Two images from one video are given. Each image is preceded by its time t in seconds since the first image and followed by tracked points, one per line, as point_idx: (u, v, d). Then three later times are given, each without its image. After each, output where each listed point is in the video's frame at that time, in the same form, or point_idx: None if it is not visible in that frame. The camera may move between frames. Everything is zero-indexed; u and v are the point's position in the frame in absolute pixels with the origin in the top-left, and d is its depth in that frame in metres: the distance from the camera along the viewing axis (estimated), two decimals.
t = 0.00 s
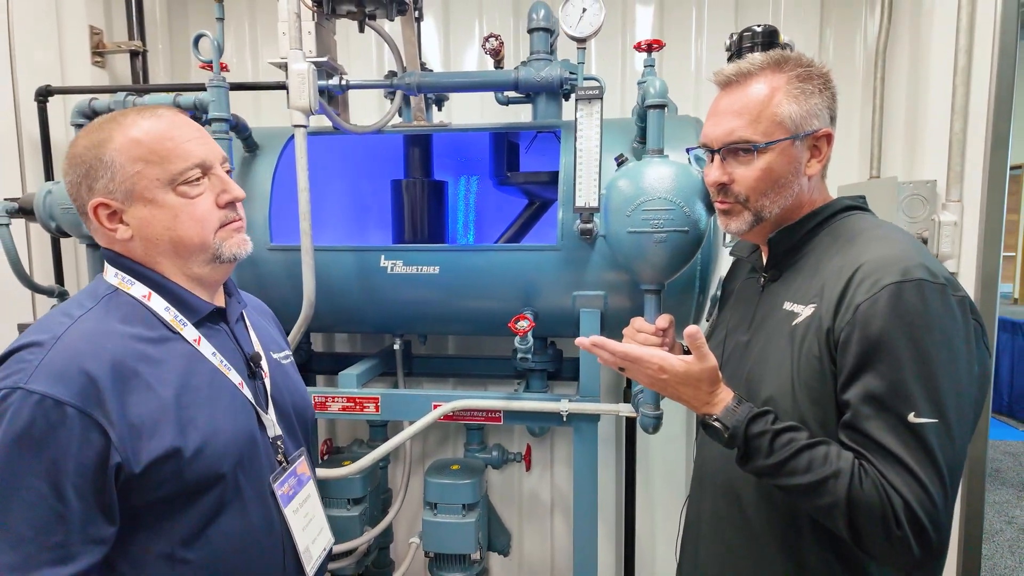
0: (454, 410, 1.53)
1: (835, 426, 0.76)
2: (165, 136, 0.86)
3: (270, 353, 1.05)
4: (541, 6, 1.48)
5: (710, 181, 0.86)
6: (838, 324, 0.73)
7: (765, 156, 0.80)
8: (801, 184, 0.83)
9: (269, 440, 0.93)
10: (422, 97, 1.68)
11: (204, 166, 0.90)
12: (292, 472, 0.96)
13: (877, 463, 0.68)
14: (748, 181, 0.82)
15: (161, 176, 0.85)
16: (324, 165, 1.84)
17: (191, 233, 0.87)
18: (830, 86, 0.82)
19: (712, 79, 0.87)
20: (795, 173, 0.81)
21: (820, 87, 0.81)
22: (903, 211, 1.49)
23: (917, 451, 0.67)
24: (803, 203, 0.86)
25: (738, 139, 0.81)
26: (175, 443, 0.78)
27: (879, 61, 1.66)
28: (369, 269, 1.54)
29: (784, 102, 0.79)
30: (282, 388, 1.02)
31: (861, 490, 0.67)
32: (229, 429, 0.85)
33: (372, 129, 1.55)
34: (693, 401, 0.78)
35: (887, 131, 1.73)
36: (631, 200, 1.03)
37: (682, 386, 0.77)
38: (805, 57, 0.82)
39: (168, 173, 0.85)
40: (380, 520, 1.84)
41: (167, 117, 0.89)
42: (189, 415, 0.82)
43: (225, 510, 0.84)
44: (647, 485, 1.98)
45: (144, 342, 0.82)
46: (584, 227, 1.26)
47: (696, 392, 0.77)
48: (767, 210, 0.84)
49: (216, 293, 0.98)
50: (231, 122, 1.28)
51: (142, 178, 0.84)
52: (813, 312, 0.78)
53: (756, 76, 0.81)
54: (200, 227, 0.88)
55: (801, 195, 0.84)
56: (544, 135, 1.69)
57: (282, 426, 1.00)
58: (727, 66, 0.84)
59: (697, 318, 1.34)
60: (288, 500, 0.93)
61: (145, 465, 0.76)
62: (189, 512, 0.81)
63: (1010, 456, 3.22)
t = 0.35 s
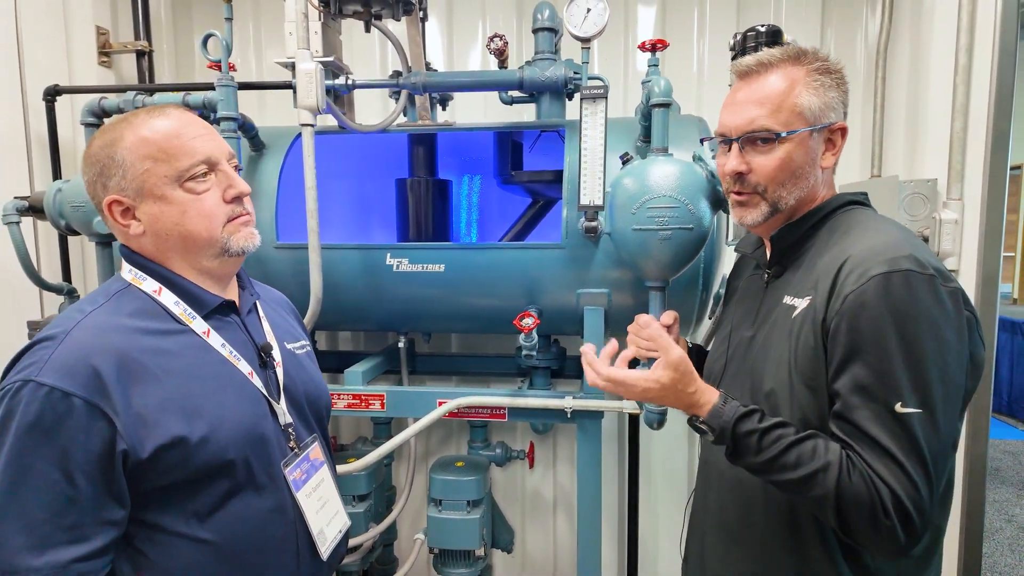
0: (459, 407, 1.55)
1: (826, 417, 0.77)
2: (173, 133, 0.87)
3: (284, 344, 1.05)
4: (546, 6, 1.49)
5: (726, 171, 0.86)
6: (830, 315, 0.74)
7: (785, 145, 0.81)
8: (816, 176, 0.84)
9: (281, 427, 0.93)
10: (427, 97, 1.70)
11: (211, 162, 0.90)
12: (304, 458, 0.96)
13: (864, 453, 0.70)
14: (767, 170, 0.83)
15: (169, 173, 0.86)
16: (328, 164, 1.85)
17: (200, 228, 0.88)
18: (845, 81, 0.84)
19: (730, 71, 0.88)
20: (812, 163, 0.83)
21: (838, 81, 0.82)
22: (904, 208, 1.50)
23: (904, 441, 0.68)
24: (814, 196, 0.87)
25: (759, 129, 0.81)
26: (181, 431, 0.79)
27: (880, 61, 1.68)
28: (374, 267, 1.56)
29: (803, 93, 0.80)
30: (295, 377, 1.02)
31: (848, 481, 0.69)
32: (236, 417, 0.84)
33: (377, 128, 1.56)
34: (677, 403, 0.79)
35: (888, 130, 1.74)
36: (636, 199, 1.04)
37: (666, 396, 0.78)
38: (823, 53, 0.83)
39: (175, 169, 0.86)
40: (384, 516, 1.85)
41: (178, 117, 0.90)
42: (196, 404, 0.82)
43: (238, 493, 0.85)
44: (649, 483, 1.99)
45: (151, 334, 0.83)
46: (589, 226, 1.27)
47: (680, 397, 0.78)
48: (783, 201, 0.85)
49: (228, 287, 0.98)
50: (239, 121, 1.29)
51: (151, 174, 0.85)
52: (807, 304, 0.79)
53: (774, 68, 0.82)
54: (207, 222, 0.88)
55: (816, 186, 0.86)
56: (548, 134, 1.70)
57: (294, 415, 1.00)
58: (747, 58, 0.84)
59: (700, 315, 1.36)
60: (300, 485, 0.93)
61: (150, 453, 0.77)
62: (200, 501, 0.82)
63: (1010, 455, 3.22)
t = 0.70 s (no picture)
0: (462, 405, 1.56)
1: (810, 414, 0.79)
2: (179, 133, 0.89)
3: (289, 339, 1.07)
4: (547, 8, 1.51)
5: (727, 155, 0.89)
6: (812, 312, 0.76)
7: (784, 138, 0.83)
8: (813, 174, 0.85)
9: (286, 418, 0.94)
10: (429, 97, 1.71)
11: (216, 160, 0.91)
12: (309, 448, 0.98)
13: (840, 451, 0.71)
14: (764, 160, 0.85)
15: (175, 171, 0.88)
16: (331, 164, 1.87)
17: (206, 225, 0.89)
18: (860, 86, 0.84)
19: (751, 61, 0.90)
20: (810, 160, 0.84)
21: (851, 85, 0.83)
22: (901, 209, 1.51)
23: (880, 441, 0.70)
24: (809, 193, 0.89)
25: (762, 117, 0.83)
26: (186, 418, 0.80)
27: (878, 61, 1.69)
28: (378, 266, 1.57)
29: (811, 89, 0.81)
30: (300, 371, 1.04)
31: (822, 478, 0.71)
32: (241, 405, 0.86)
33: (380, 129, 1.58)
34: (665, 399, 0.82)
35: (886, 130, 1.75)
36: (636, 198, 1.06)
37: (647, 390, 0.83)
38: (842, 54, 0.84)
39: (182, 168, 0.88)
40: (387, 514, 1.87)
41: (185, 118, 0.92)
42: (203, 392, 0.83)
43: (244, 478, 0.86)
44: (649, 482, 2.00)
45: (160, 325, 0.85)
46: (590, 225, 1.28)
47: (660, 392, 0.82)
48: (776, 192, 0.86)
49: (236, 282, 1.00)
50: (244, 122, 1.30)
51: (159, 174, 0.87)
52: (795, 302, 0.81)
53: (790, 62, 0.83)
54: (213, 218, 0.90)
55: (812, 184, 0.87)
56: (549, 135, 1.72)
57: (300, 407, 1.02)
58: (767, 50, 0.86)
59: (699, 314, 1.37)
60: (305, 473, 0.94)
61: (158, 438, 0.78)
62: (205, 489, 0.83)
63: (1009, 455, 3.23)
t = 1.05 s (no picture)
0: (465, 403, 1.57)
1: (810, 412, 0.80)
2: (194, 137, 0.91)
3: (294, 337, 1.09)
4: (549, 11, 1.52)
5: (724, 162, 0.91)
6: (813, 310, 0.78)
7: (779, 142, 0.85)
8: (811, 175, 0.87)
9: (291, 414, 0.96)
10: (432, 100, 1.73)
11: (229, 164, 0.94)
12: (313, 443, 1.00)
13: (839, 448, 0.73)
14: (762, 165, 0.87)
15: (190, 173, 0.89)
16: (335, 165, 1.89)
17: (218, 226, 0.91)
18: (853, 87, 0.86)
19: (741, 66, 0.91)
20: (807, 162, 0.86)
21: (844, 85, 0.85)
22: (900, 210, 1.53)
23: (879, 438, 0.71)
24: (808, 194, 0.90)
25: (757, 124, 0.85)
26: (198, 411, 0.82)
27: (877, 63, 1.71)
28: (382, 266, 1.59)
29: (805, 93, 0.83)
30: (305, 368, 1.06)
31: (821, 473, 0.72)
32: (249, 400, 0.88)
33: (384, 131, 1.60)
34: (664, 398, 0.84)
35: (885, 132, 1.77)
36: (638, 198, 1.08)
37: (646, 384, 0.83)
38: (833, 55, 0.85)
39: (196, 170, 0.90)
40: (390, 512, 1.88)
41: (200, 121, 0.94)
42: (213, 386, 0.85)
43: (250, 474, 0.88)
44: (650, 481, 2.01)
45: (171, 322, 0.87)
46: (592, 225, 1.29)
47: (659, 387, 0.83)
48: (775, 195, 0.88)
49: (242, 281, 1.02)
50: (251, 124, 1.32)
51: (173, 174, 0.89)
52: (796, 302, 0.82)
53: (781, 66, 0.85)
54: (224, 220, 0.92)
55: (810, 185, 0.89)
56: (551, 136, 1.73)
57: (305, 403, 1.04)
58: (757, 55, 0.88)
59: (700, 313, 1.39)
60: (309, 468, 0.96)
61: (172, 429, 0.80)
62: (217, 483, 0.85)
63: (1008, 455, 3.25)
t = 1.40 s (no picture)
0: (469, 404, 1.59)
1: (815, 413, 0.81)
2: (202, 141, 0.92)
3: (300, 338, 1.10)
4: (552, 15, 1.53)
5: (722, 168, 0.92)
6: (815, 311, 0.78)
7: (776, 147, 0.86)
8: (810, 178, 0.88)
9: (298, 413, 0.97)
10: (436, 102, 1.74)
11: (236, 167, 0.95)
12: (320, 442, 1.01)
13: (848, 448, 0.73)
14: (759, 170, 0.88)
15: (197, 176, 0.91)
16: (339, 167, 1.90)
17: (224, 228, 0.92)
18: (848, 89, 0.86)
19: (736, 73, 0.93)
20: (804, 166, 0.87)
21: (838, 88, 0.85)
22: (901, 211, 1.54)
23: (886, 437, 0.72)
24: (807, 197, 0.91)
25: (752, 130, 0.86)
26: (207, 409, 0.83)
27: (878, 66, 1.71)
28: (386, 267, 1.60)
29: (799, 98, 0.84)
30: (311, 368, 1.07)
31: (832, 474, 0.72)
32: (257, 398, 0.89)
33: (388, 133, 1.61)
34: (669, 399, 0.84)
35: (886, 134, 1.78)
36: (641, 201, 1.08)
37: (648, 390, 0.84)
38: (828, 59, 0.86)
39: (203, 174, 0.91)
40: (394, 512, 1.89)
41: (208, 126, 0.95)
42: (222, 385, 0.86)
43: (259, 471, 0.89)
44: (652, 482, 2.02)
45: (181, 323, 0.88)
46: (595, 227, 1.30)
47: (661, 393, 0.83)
48: (775, 199, 0.89)
49: (249, 282, 1.03)
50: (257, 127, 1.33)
51: (181, 178, 0.90)
52: (798, 303, 0.83)
53: (776, 71, 0.86)
54: (231, 222, 0.93)
55: (809, 188, 0.90)
56: (553, 139, 1.74)
57: (312, 403, 1.05)
58: (751, 62, 0.89)
59: (701, 314, 1.40)
60: (316, 466, 0.97)
61: (182, 426, 0.81)
62: (226, 480, 0.86)
63: (1010, 456, 3.25)
